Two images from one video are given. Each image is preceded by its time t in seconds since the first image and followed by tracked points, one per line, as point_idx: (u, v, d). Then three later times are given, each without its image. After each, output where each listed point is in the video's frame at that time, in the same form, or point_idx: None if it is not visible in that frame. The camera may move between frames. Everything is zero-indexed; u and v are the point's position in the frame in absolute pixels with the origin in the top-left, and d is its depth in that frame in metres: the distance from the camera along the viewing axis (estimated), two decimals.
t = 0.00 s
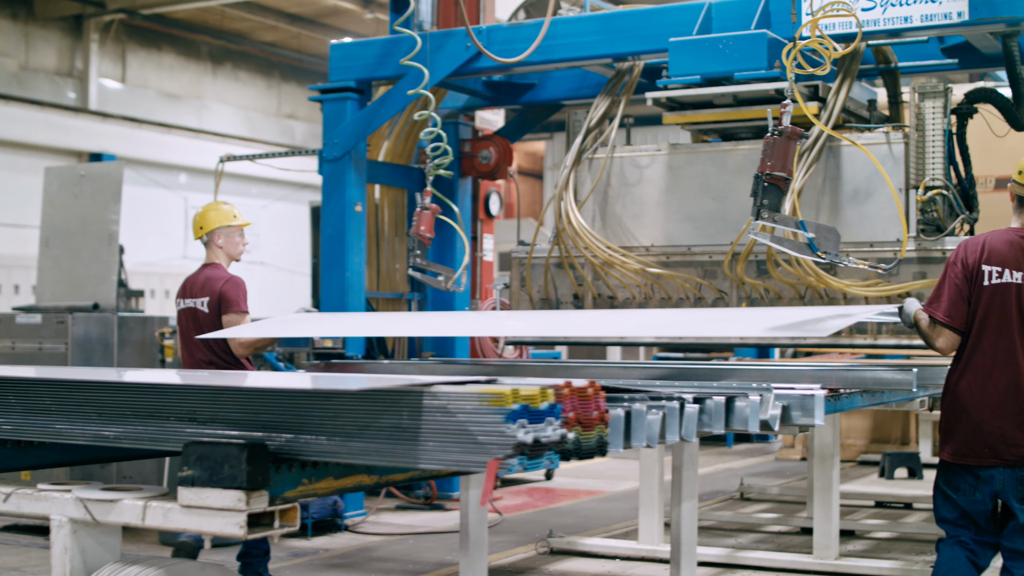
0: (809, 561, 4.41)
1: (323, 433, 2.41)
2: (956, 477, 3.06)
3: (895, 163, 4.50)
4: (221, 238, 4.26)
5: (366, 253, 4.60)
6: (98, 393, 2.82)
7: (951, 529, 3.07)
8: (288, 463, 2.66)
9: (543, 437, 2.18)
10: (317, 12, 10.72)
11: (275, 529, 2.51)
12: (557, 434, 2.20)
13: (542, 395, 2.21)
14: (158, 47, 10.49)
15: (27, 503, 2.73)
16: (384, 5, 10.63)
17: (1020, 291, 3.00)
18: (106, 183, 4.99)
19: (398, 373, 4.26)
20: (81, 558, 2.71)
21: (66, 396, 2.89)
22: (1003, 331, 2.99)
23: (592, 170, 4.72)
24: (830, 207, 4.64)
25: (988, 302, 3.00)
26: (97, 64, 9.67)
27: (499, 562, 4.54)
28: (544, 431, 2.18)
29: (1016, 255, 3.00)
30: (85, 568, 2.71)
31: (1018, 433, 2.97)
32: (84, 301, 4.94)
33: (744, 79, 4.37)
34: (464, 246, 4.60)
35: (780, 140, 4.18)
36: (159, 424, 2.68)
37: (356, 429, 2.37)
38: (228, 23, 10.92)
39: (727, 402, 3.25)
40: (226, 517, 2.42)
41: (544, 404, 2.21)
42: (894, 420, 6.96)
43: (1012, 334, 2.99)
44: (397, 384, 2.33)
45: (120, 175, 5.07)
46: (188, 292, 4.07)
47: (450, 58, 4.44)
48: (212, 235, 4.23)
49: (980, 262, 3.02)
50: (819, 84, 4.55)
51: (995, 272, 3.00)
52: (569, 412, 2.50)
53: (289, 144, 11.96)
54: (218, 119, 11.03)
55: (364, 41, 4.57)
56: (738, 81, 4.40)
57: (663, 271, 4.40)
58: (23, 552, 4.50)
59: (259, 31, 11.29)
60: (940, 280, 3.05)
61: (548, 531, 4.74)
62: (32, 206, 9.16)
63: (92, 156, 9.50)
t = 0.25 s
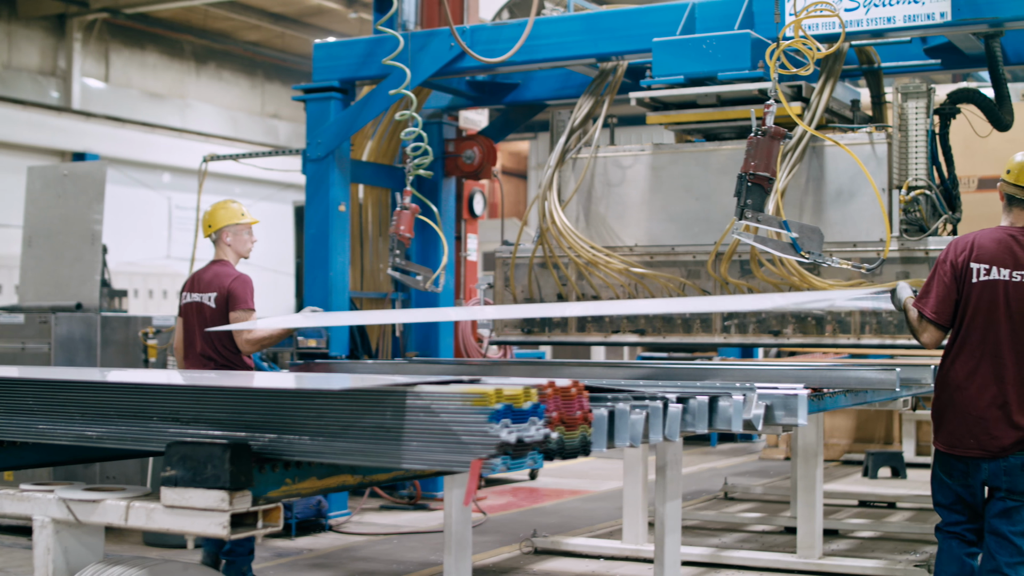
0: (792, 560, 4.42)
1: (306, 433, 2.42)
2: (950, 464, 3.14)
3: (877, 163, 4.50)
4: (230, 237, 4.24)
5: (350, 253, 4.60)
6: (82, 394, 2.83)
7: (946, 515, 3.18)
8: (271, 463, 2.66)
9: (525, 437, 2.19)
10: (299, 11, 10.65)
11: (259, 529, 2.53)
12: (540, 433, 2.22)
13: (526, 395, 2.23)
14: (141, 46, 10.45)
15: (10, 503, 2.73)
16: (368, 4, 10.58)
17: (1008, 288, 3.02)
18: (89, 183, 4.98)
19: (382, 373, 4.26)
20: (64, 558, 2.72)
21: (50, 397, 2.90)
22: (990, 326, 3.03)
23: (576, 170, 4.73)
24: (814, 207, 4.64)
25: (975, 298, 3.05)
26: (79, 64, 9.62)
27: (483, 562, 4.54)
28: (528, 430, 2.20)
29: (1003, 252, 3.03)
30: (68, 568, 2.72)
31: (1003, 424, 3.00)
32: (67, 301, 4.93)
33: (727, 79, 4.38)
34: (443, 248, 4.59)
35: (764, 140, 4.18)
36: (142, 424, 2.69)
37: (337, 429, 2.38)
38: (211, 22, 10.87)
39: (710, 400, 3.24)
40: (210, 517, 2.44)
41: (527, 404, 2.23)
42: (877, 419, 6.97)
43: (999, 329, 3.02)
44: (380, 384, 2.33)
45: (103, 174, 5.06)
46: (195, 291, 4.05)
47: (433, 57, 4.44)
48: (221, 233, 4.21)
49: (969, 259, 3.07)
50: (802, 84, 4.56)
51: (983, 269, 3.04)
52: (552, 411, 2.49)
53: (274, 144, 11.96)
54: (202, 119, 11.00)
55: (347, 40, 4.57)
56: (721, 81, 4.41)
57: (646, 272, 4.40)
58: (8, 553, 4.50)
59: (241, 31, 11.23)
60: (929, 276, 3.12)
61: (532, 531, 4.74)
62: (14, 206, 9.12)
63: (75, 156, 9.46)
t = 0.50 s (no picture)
0: (776, 559, 4.41)
1: (290, 432, 2.43)
2: (941, 464, 3.12)
3: (862, 163, 4.50)
4: (235, 241, 4.35)
5: (334, 253, 4.61)
6: (66, 394, 2.84)
7: (942, 519, 3.15)
8: (255, 463, 2.70)
9: (510, 437, 2.16)
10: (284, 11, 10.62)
11: (243, 529, 2.55)
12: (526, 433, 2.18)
13: (510, 395, 2.18)
14: (125, 45, 10.42)
15: None
16: (353, 4, 10.56)
17: (993, 294, 3.02)
18: (73, 183, 4.97)
19: (366, 372, 4.25)
20: (46, 558, 2.72)
21: (35, 396, 2.91)
22: (975, 330, 3.03)
23: (561, 170, 4.72)
24: (798, 206, 4.64)
25: (960, 303, 3.07)
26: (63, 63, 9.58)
27: (468, 562, 4.54)
28: (512, 430, 2.17)
29: (987, 260, 3.04)
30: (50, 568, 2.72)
31: (984, 424, 2.99)
32: (51, 301, 4.93)
33: (712, 79, 4.38)
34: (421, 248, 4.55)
35: (748, 140, 4.17)
36: (126, 424, 2.70)
37: (320, 430, 2.39)
38: (195, 22, 10.82)
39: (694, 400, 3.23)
40: (193, 517, 2.46)
41: (511, 404, 2.18)
42: (861, 419, 6.99)
43: (983, 334, 3.02)
44: (364, 384, 2.34)
45: (87, 173, 5.06)
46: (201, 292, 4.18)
47: (418, 57, 4.45)
48: (228, 237, 4.32)
49: (954, 266, 3.10)
50: (787, 84, 4.57)
51: (967, 276, 3.06)
52: (535, 412, 2.45)
53: (258, 144, 11.80)
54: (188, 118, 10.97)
55: (332, 39, 4.56)
56: (707, 81, 4.41)
57: (631, 271, 4.41)
58: None
59: (226, 31, 11.20)
60: (913, 283, 3.18)
61: (517, 531, 4.73)
62: None
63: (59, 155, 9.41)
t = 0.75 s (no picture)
0: (758, 559, 4.42)
1: (272, 432, 2.44)
2: (931, 464, 3.17)
3: (844, 163, 4.50)
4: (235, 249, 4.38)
5: (317, 253, 4.59)
6: (48, 394, 2.84)
7: (937, 520, 3.19)
8: (236, 462, 2.66)
9: (493, 436, 2.22)
10: (267, 10, 10.59)
11: (224, 529, 2.54)
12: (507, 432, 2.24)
13: (494, 394, 2.24)
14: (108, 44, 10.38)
15: None
16: (336, 3, 10.54)
17: (975, 301, 3.08)
18: (56, 182, 4.96)
19: (348, 372, 4.25)
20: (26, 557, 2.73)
21: (18, 396, 2.92)
22: (958, 336, 3.09)
23: (544, 170, 4.72)
24: (781, 206, 4.65)
25: (944, 310, 3.12)
26: (46, 61, 9.54)
27: (450, 562, 4.54)
28: (495, 429, 2.23)
29: (967, 268, 3.11)
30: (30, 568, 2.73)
31: (968, 425, 3.05)
32: (33, 300, 4.92)
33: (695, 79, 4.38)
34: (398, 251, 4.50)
35: (731, 140, 4.16)
36: (107, 424, 2.70)
37: (302, 429, 2.40)
38: (178, 21, 10.78)
39: (676, 400, 3.20)
40: (175, 517, 2.46)
41: (494, 403, 2.24)
42: (842, 417, 7.01)
43: (966, 339, 3.08)
44: (347, 384, 2.36)
45: (69, 173, 5.05)
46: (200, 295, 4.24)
47: (401, 56, 4.44)
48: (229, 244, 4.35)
49: (937, 273, 3.16)
50: (769, 84, 4.58)
51: (949, 283, 3.12)
52: (518, 411, 2.40)
53: (241, 142, 11.84)
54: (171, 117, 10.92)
55: (315, 39, 4.56)
56: (689, 80, 4.42)
57: (613, 271, 4.42)
58: None
59: (209, 30, 11.17)
60: (898, 290, 3.25)
61: (499, 531, 4.74)
62: None
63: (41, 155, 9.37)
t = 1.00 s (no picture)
0: (740, 558, 4.42)
1: (254, 431, 2.44)
2: (920, 456, 3.22)
3: (825, 163, 4.52)
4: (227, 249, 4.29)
5: (299, 251, 4.59)
6: (30, 394, 2.85)
7: (925, 505, 3.25)
8: (218, 462, 2.65)
9: (474, 436, 2.18)
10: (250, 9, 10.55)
11: (206, 528, 2.54)
12: (489, 432, 2.21)
13: (474, 394, 2.21)
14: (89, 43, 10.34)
15: None
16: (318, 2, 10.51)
17: (958, 297, 3.13)
18: (37, 181, 4.96)
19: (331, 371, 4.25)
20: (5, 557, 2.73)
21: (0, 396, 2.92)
22: (943, 332, 3.14)
23: (526, 170, 4.73)
24: (762, 206, 4.65)
25: (928, 307, 3.18)
26: (27, 60, 9.49)
27: (433, 561, 4.54)
28: (476, 430, 2.19)
29: (950, 265, 3.15)
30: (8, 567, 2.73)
31: (959, 420, 3.09)
32: (14, 300, 4.91)
33: (677, 79, 4.39)
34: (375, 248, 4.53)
35: (714, 140, 4.15)
36: (87, 424, 2.70)
37: (283, 429, 2.41)
38: (160, 20, 10.74)
39: (658, 399, 3.14)
40: (156, 517, 2.45)
41: (475, 403, 2.21)
42: (824, 417, 7.03)
43: (950, 335, 3.13)
44: (329, 383, 2.36)
45: (51, 172, 5.04)
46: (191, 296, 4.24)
47: (383, 56, 4.44)
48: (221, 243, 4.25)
49: (920, 271, 3.22)
50: (751, 85, 4.59)
51: (932, 281, 3.17)
52: (501, 410, 2.36)
53: (223, 141, 11.72)
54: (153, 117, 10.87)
55: (297, 38, 4.56)
56: (672, 80, 4.42)
57: (596, 271, 4.43)
58: None
59: (191, 29, 11.14)
60: (885, 290, 3.32)
61: (482, 531, 4.74)
62: None
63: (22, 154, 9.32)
